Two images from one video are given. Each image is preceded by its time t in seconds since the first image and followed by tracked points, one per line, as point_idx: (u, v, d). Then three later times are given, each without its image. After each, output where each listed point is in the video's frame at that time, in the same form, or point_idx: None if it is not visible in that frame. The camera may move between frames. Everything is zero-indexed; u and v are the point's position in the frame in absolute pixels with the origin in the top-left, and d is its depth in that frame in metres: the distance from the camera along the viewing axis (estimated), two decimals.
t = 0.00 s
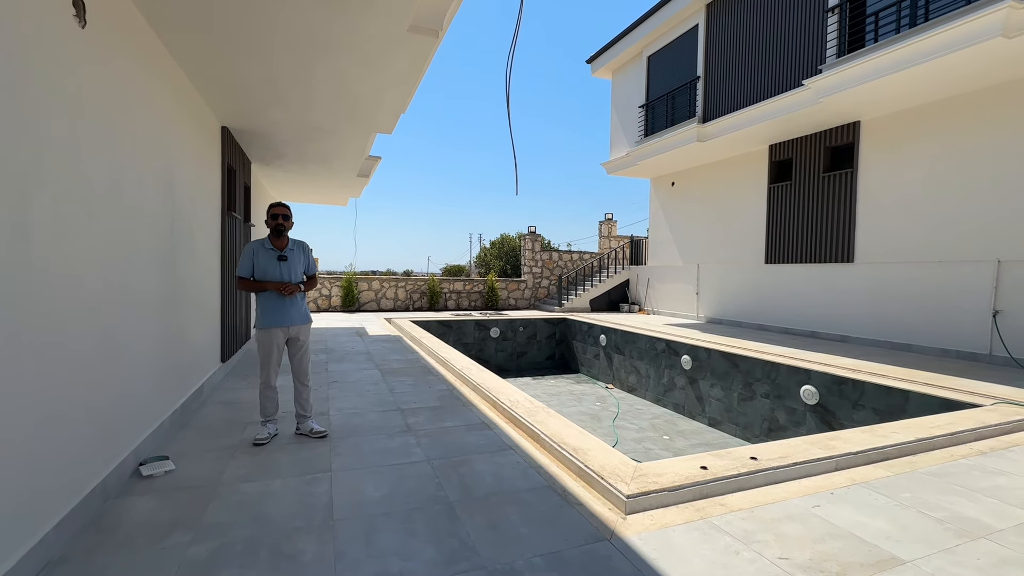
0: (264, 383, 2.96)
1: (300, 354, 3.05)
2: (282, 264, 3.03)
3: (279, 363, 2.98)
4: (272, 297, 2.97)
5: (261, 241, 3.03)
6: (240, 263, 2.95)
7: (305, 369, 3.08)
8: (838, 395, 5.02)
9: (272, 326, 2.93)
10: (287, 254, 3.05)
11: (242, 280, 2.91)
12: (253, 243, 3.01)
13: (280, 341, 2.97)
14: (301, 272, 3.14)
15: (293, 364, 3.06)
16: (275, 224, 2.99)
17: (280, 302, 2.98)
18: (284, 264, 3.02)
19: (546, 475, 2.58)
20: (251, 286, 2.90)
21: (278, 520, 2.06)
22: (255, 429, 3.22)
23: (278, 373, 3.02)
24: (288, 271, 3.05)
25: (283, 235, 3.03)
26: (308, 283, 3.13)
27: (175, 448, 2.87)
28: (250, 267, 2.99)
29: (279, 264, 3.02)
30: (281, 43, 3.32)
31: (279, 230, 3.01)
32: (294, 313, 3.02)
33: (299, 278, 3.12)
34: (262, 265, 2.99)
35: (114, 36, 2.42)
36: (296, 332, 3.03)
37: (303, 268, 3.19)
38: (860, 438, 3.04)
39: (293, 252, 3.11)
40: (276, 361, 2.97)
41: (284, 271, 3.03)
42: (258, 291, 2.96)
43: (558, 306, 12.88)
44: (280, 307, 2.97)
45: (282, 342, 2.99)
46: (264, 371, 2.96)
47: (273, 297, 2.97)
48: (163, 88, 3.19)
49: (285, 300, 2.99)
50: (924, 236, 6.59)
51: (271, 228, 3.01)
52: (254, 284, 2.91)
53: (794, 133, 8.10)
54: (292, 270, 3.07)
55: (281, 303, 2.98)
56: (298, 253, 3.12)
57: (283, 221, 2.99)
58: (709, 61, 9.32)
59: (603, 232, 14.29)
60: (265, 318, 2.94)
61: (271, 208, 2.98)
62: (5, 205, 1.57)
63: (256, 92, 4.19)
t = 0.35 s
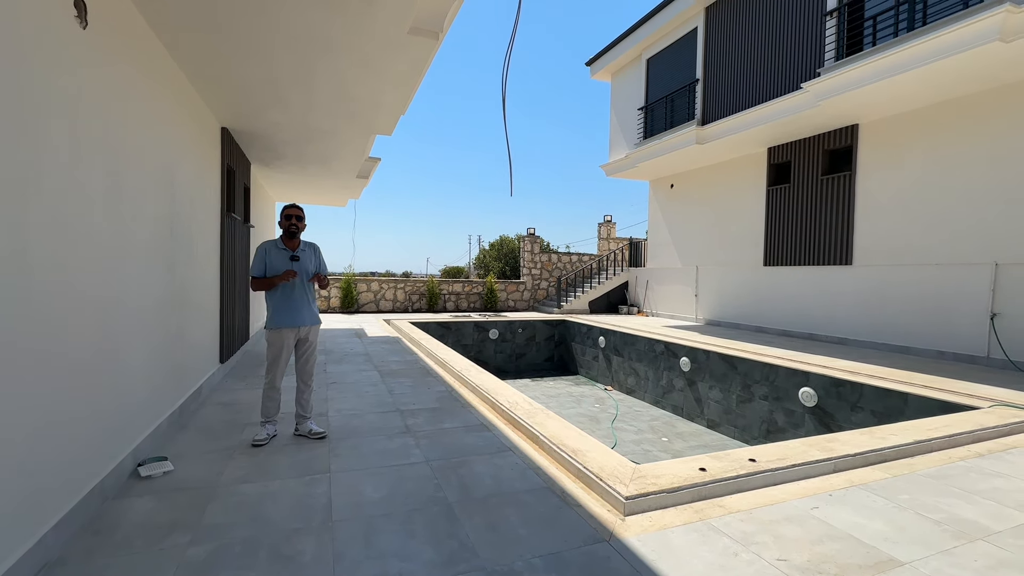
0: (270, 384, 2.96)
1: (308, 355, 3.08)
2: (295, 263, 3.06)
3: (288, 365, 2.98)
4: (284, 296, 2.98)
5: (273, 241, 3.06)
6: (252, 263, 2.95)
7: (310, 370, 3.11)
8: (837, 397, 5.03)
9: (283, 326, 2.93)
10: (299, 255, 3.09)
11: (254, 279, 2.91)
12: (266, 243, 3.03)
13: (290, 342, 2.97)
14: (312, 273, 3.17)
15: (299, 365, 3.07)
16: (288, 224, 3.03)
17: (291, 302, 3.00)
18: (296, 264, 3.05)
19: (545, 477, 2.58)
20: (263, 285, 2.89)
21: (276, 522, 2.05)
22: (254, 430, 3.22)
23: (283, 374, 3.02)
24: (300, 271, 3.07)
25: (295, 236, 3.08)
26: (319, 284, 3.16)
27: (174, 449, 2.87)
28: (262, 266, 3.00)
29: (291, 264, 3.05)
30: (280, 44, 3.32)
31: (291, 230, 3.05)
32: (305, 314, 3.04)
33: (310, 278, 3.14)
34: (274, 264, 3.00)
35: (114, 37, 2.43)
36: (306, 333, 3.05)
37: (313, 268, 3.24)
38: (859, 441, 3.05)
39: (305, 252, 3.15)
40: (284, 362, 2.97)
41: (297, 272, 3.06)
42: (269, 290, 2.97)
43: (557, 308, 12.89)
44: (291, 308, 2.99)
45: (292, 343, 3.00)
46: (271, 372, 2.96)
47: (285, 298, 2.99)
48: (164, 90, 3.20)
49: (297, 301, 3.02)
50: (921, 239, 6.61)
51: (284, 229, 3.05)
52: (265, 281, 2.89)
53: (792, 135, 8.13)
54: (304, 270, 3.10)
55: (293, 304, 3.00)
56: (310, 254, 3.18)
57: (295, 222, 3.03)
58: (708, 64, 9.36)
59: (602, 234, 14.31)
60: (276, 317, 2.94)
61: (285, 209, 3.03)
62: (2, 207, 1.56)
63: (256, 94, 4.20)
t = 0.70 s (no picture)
0: (272, 384, 2.96)
1: (313, 356, 3.08)
2: (303, 266, 3.05)
3: (293, 366, 2.98)
4: (291, 298, 2.99)
5: (282, 242, 3.08)
6: (261, 263, 2.97)
7: (313, 371, 3.11)
8: (835, 399, 5.03)
9: (290, 327, 2.95)
10: (307, 256, 3.08)
11: (262, 280, 2.92)
12: (276, 244, 3.05)
13: (295, 343, 2.98)
14: (320, 275, 3.16)
15: (302, 366, 3.07)
16: (298, 226, 3.01)
17: (298, 304, 3.00)
18: (304, 266, 3.05)
19: (543, 479, 2.58)
20: (269, 286, 2.91)
21: (274, 523, 2.05)
22: (252, 431, 3.21)
23: (287, 375, 3.02)
24: (307, 273, 3.06)
25: (304, 238, 3.07)
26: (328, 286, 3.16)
27: (172, 450, 2.86)
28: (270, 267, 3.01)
29: (299, 266, 3.04)
30: (280, 45, 3.32)
31: (301, 233, 3.04)
32: (312, 316, 3.05)
33: (318, 281, 3.14)
34: (282, 266, 3.01)
35: (113, 38, 2.43)
36: (311, 335, 3.06)
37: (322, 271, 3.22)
38: (857, 443, 3.05)
39: (313, 255, 3.14)
40: (289, 364, 2.97)
41: (305, 274, 3.05)
42: (277, 292, 2.98)
43: (556, 310, 12.89)
44: (298, 309, 2.99)
45: (297, 345, 3.01)
46: (275, 373, 2.96)
47: (293, 299, 2.99)
48: (163, 91, 3.20)
49: (303, 303, 3.02)
50: (919, 241, 6.63)
51: (293, 231, 3.05)
52: (271, 283, 2.90)
53: (791, 138, 8.15)
54: (312, 272, 3.08)
55: (300, 306, 3.00)
56: (319, 257, 3.16)
57: (306, 224, 3.01)
58: (706, 67, 9.39)
59: (601, 236, 14.34)
60: (284, 319, 2.96)
61: (295, 211, 3.01)
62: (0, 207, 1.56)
63: (256, 94, 4.20)
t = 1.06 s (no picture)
0: (272, 385, 2.95)
1: (313, 357, 3.08)
2: (306, 267, 3.05)
3: (293, 366, 2.98)
4: (294, 298, 2.99)
5: (287, 243, 3.09)
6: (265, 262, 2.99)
7: (313, 372, 3.11)
8: (833, 401, 5.04)
9: (291, 327, 2.94)
10: (311, 257, 3.08)
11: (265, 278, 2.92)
12: (280, 244, 3.07)
13: (296, 343, 2.98)
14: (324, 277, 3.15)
15: (302, 367, 3.06)
16: (303, 228, 3.04)
17: (300, 304, 3.00)
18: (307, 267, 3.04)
19: (541, 480, 2.58)
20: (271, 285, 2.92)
21: (272, 525, 2.04)
22: (250, 433, 3.21)
23: (287, 375, 3.01)
24: (310, 274, 3.06)
25: (309, 239, 3.09)
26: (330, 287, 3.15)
27: (169, 451, 2.85)
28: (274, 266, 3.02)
29: (303, 267, 3.04)
30: (279, 46, 3.33)
31: (306, 234, 3.06)
32: (314, 317, 3.04)
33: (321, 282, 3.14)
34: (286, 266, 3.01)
35: (112, 39, 2.42)
36: (312, 336, 3.05)
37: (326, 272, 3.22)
38: (855, 445, 3.05)
39: (317, 256, 3.15)
40: (290, 364, 2.97)
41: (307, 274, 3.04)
42: (279, 291, 3.00)
43: (555, 311, 12.89)
44: (299, 309, 2.99)
45: (298, 345, 3.00)
46: (275, 373, 2.96)
47: (295, 299, 2.99)
48: (162, 92, 3.19)
49: (305, 303, 3.01)
50: (917, 244, 6.64)
51: (298, 232, 3.07)
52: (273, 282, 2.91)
53: (789, 140, 8.17)
54: (314, 273, 3.08)
55: (302, 306, 3.00)
56: (322, 258, 3.17)
57: (311, 225, 3.03)
58: (705, 69, 9.41)
59: (600, 237, 14.35)
60: (285, 319, 2.96)
61: (301, 213, 3.04)
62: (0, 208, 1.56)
63: (255, 95, 4.20)
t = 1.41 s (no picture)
0: (272, 385, 2.95)
1: (313, 357, 3.07)
2: (307, 268, 3.05)
3: (293, 366, 2.98)
4: (293, 299, 2.99)
5: (288, 243, 3.10)
6: (266, 263, 3.01)
7: (312, 372, 3.11)
8: (832, 401, 5.05)
9: (290, 327, 2.95)
10: (312, 258, 3.08)
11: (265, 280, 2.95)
12: (281, 244, 3.07)
13: (296, 343, 2.98)
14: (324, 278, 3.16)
15: (302, 367, 3.06)
16: (304, 228, 3.03)
17: (300, 305, 3.00)
18: (307, 268, 3.04)
19: (541, 480, 2.58)
20: (272, 286, 2.93)
21: (270, 525, 2.04)
22: (249, 433, 3.21)
23: (287, 375, 3.01)
24: (311, 275, 3.06)
25: (310, 240, 3.08)
26: (331, 289, 3.17)
27: (168, 451, 2.85)
28: (275, 267, 3.04)
29: (303, 267, 3.04)
30: (278, 46, 3.33)
31: (308, 235, 3.05)
32: (313, 317, 3.03)
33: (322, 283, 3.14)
34: (286, 267, 3.02)
35: (111, 40, 2.42)
36: (312, 336, 3.05)
37: (327, 273, 3.22)
38: (854, 445, 3.06)
39: (318, 257, 3.14)
40: (289, 365, 2.96)
41: (308, 275, 3.05)
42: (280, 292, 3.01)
43: (554, 312, 12.90)
44: (298, 309, 2.98)
45: (297, 345, 3.00)
46: (275, 373, 2.95)
47: (295, 300, 2.99)
48: (161, 92, 3.19)
49: (305, 304, 3.01)
50: (915, 244, 6.65)
51: (300, 232, 3.07)
52: (275, 285, 2.94)
53: (789, 141, 8.18)
54: (314, 274, 3.08)
55: (301, 307, 3.00)
56: (324, 259, 3.16)
57: (312, 226, 3.02)
58: (704, 69, 9.42)
59: (600, 238, 14.37)
60: (284, 319, 2.96)
61: (303, 213, 3.03)
62: None
63: (254, 96, 4.20)
